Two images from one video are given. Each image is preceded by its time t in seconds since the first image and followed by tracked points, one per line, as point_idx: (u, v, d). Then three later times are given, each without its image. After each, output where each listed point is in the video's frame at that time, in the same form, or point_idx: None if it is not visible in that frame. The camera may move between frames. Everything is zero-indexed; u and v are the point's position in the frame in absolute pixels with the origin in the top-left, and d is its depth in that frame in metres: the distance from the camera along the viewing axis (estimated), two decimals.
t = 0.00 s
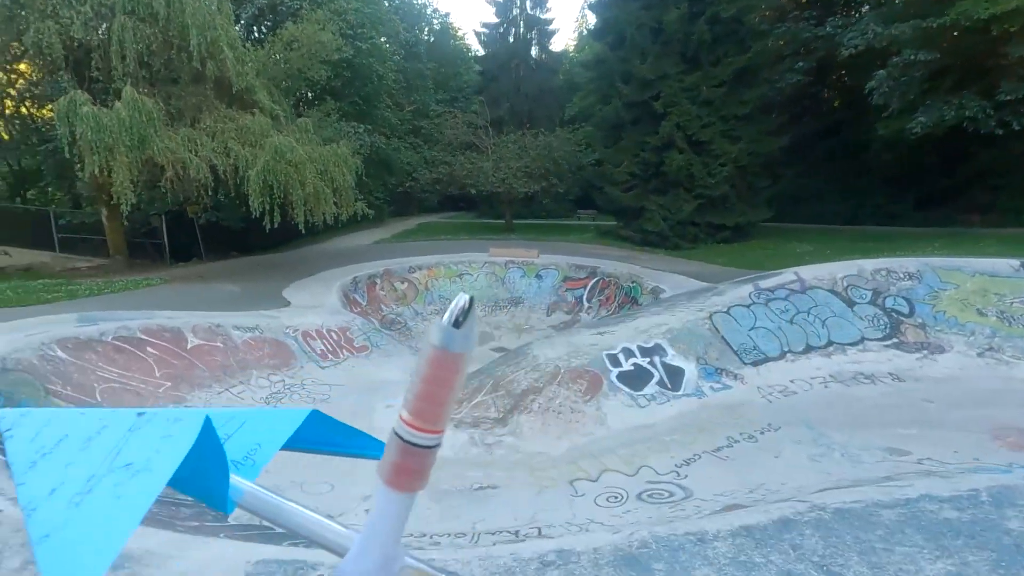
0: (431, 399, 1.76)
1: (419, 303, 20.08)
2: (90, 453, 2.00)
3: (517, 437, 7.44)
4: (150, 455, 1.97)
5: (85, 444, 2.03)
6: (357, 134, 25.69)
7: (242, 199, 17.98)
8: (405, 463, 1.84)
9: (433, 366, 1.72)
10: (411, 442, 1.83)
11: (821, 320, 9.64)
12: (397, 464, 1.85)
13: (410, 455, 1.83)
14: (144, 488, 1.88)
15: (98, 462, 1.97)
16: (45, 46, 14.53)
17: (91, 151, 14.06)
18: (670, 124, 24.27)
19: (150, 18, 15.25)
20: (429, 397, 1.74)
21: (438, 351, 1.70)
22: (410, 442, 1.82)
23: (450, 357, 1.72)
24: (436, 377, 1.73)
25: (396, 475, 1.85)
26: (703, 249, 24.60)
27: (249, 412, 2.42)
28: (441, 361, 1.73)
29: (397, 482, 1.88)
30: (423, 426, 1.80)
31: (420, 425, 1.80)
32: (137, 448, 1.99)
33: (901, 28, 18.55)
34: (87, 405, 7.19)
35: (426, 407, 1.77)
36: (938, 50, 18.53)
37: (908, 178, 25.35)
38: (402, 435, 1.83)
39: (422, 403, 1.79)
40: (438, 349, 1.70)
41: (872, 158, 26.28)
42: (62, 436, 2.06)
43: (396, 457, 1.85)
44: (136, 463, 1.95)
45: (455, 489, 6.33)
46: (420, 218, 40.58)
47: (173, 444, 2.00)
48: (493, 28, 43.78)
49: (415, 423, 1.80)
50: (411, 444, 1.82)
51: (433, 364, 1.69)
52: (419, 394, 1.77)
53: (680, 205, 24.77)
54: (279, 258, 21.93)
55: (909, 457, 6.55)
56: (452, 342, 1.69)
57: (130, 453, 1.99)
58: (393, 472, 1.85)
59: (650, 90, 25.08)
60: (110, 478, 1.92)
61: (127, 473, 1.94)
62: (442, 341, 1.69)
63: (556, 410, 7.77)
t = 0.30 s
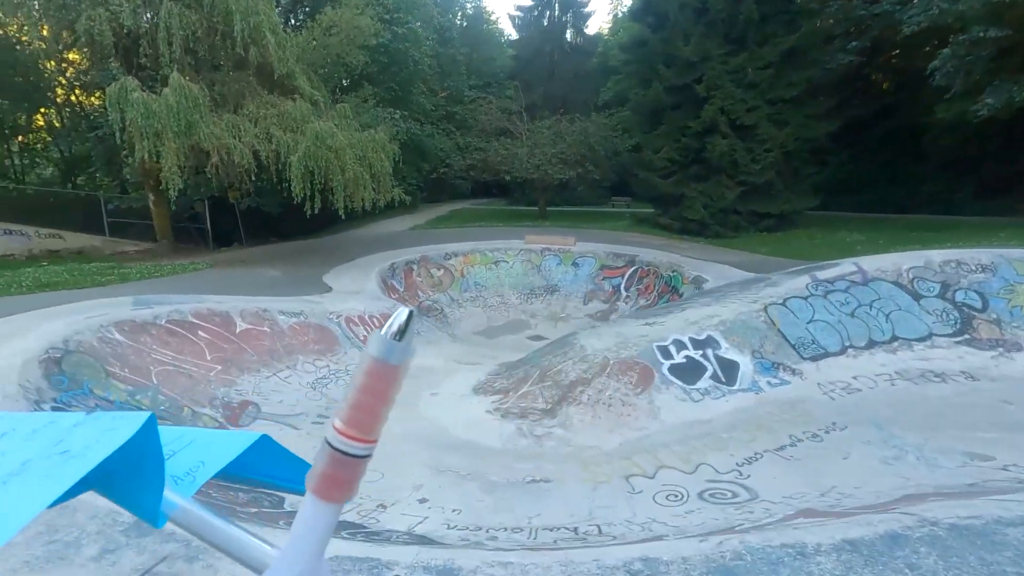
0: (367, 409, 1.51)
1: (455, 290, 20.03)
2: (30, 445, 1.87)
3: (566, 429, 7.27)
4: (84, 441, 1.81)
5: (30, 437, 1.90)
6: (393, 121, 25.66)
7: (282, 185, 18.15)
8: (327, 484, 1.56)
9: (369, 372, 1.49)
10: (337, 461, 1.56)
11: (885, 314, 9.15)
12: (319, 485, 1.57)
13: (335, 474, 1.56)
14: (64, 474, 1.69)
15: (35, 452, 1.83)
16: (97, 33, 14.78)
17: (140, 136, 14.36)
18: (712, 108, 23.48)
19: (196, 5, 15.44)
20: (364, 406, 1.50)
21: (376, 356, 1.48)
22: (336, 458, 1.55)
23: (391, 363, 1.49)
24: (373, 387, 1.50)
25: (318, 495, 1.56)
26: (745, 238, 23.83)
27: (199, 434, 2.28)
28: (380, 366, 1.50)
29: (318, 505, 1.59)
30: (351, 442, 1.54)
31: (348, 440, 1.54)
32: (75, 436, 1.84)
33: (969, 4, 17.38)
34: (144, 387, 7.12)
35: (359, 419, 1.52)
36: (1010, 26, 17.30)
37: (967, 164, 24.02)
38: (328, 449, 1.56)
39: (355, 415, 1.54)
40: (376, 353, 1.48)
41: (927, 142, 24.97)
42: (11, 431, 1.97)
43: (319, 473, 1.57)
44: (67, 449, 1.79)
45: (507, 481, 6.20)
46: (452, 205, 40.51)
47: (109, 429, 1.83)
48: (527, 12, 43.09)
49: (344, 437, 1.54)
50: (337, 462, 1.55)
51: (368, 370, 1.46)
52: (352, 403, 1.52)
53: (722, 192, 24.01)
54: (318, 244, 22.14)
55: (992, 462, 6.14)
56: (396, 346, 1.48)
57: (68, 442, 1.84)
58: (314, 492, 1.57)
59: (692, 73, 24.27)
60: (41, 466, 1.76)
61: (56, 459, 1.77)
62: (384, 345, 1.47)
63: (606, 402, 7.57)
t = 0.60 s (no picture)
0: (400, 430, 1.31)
1: (488, 278, 19.93)
2: (74, 430, 1.57)
3: (616, 423, 7.08)
4: (134, 431, 1.52)
5: (74, 421, 1.60)
6: (425, 106, 25.48)
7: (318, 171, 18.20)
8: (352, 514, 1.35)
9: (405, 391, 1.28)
10: (364, 487, 1.36)
11: (950, 307, 8.74)
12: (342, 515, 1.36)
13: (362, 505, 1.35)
14: (112, 463, 1.41)
15: (82, 436, 1.53)
16: (139, 20, 14.89)
17: (182, 121, 14.47)
18: (754, 92, 22.66)
19: None
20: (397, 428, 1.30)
21: (414, 373, 1.27)
22: (361, 481, 1.36)
23: (431, 380, 1.29)
24: (406, 409, 1.30)
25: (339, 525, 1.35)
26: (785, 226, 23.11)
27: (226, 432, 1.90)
28: (419, 381, 1.30)
29: (337, 536, 1.39)
30: (381, 469, 1.34)
31: (375, 464, 1.33)
32: (127, 422, 1.55)
33: None
34: (195, 372, 7.14)
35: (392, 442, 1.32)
36: None
37: None
38: (350, 474, 1.36)
39: (385, 436, 1.34)
40: (414, 370, 1.28)
41: (982, 128, 23.80)
42: (57, 414, 1.67)
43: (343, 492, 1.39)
44: (115, 437, 1.50)
45: (559, 475, 6.06)
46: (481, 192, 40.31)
47: (160, 420, 1.53)
48: None
49: (371, 461, 1.33)
50: (365, 487, 1.35)
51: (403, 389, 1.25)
52: (383, 423, 1.33)
53: (762, 180, 23.28)
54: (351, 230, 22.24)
55: None
56: (439, 360, 1.27)
57: (116, 429, 1.54)
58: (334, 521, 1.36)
59: (733, 56, 23.44)
60: (86, 454, 1.47)
61: (102, 448, 1.48)
62: (425, 363, 1.27)
63: (657, 395, 7.35)
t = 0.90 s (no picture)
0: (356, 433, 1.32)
1: (512, 268, 19.71)
2: (34, 408, 1.62)
3: (658, 420, 6.85)
4: (91, 414, 1.54)
5: (42, 399, 1.66)
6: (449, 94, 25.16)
7: (343, 160, 18.10)
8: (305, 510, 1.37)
9: (363, 393, 1.29)
10: (319, 487, 1.36)
11: (1008, 303, 8.35)
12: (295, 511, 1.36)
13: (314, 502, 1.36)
14: (58, 443, 1.42)
15: (44, 414, 1.57)
16: (168, 6, 14.81)
17: (211, 109, 14.44)
18: (787, 78, 21.94)
19: None
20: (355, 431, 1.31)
21: (375, 375, 1.26)
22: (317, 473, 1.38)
23: (393, 384, 1.28)
24: (363, 409, 1.30)
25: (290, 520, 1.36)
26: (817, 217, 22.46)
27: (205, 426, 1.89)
28: (378, 386, 1.29)
29: (290, 532, 1.40)
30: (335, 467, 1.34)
31: (330, 460, 1.35)
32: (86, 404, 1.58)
33: None
34: (231, 362, 7.05)
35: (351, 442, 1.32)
36: None
37: None
38: (297, 476, 1.40)
39: (341, 437, 1.35)
40: (374, 373, 1.27)
41: None
42: (31, 394, 1.72)
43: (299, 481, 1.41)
44: (70, 416, 1.52)
45: (601, 473, 5.88)
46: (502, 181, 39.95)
47: (120, 404, 1.57)
48: None
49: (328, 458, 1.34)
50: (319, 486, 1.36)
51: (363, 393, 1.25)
52: (341, 422, 1.33)
53: (793, 169, 22.61)
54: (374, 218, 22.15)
55: None
56: (401, 364, 1.28)
57: (78, 410, 1.58)
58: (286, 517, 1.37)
59: (766, 40, 22.68)
60: (40, 430, 1.49)
61: (55, 427, 1.51)
62: (384, 368, 1.27)
63: (699, 392, 7.09)
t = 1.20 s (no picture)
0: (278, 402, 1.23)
1: (530, 257, 19.46)
2: (59, 344, 1.75)
3: (694, 417, 6.64)
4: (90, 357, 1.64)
5: (68, 339, 1.78)
6: (465, 80, 24.74)
7: (360, 147, 17.87)
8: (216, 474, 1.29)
9: (290, 359, 1.18)
10: (236, 451, 1.29)
11: None
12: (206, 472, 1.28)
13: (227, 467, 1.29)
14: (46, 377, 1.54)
15: (61, 350, 1.70)
16: None
17: (230, 95, 14.25)
18: (814, 62, 21.28)
19: None
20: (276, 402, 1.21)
21: (300, 343, 1.16)
22: (234, 438, 1.29)
23: (323, 355, 1.19)
24: (287, 376, 1.20)
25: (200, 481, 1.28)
26: (841, 206, 21.91)
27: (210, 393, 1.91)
28: (307, 354, 1.19)
29: (205, 487, 1.33)
30: (253, 432, 1.26)
31: (252, 424, 1.26)
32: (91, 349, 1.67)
33: None
34: (256, 354, 6.92)
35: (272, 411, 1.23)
36: None
37: None
38: (216, 435, 1.31)
39: (263, 402, 1.26)
40: (302, 339, 1.17)
41: None
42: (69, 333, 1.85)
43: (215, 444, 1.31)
44: (73, 357, 1.63)
45: (637, 472, 5.69)
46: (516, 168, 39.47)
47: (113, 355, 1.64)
48: None
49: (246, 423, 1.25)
50: (234, 453, 1.28)
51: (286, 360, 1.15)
52: (263, 388, 1.23)
53: (818, 156, 22.04)
54: (390, 206, 21.93)
55: None
56: (335, 334, 1.18)
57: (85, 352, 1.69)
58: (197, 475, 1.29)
59: (793, 23, 21.97)
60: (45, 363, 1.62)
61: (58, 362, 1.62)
62: (310, 336, 1.17)
63: (736, 387, 6.87)
